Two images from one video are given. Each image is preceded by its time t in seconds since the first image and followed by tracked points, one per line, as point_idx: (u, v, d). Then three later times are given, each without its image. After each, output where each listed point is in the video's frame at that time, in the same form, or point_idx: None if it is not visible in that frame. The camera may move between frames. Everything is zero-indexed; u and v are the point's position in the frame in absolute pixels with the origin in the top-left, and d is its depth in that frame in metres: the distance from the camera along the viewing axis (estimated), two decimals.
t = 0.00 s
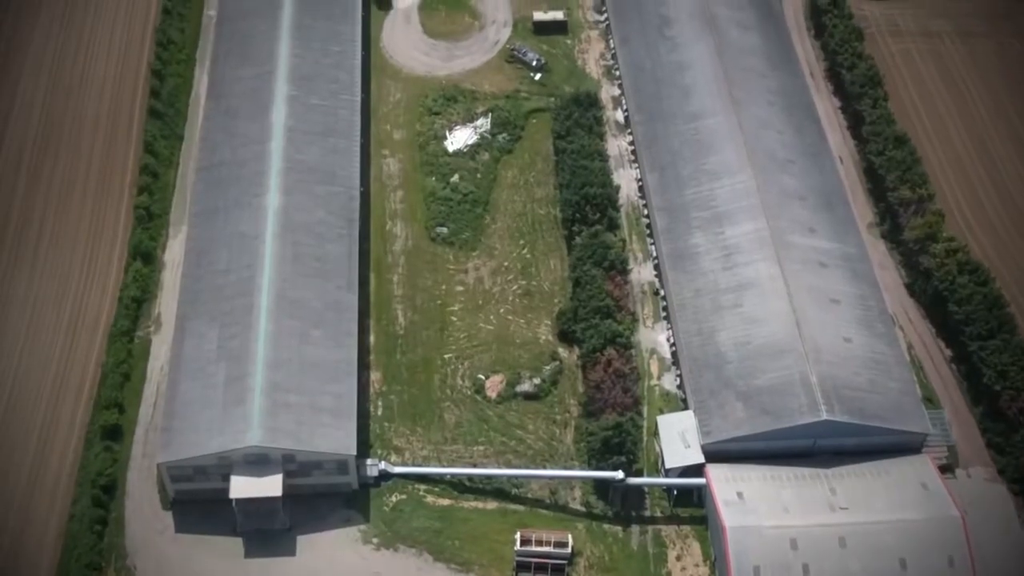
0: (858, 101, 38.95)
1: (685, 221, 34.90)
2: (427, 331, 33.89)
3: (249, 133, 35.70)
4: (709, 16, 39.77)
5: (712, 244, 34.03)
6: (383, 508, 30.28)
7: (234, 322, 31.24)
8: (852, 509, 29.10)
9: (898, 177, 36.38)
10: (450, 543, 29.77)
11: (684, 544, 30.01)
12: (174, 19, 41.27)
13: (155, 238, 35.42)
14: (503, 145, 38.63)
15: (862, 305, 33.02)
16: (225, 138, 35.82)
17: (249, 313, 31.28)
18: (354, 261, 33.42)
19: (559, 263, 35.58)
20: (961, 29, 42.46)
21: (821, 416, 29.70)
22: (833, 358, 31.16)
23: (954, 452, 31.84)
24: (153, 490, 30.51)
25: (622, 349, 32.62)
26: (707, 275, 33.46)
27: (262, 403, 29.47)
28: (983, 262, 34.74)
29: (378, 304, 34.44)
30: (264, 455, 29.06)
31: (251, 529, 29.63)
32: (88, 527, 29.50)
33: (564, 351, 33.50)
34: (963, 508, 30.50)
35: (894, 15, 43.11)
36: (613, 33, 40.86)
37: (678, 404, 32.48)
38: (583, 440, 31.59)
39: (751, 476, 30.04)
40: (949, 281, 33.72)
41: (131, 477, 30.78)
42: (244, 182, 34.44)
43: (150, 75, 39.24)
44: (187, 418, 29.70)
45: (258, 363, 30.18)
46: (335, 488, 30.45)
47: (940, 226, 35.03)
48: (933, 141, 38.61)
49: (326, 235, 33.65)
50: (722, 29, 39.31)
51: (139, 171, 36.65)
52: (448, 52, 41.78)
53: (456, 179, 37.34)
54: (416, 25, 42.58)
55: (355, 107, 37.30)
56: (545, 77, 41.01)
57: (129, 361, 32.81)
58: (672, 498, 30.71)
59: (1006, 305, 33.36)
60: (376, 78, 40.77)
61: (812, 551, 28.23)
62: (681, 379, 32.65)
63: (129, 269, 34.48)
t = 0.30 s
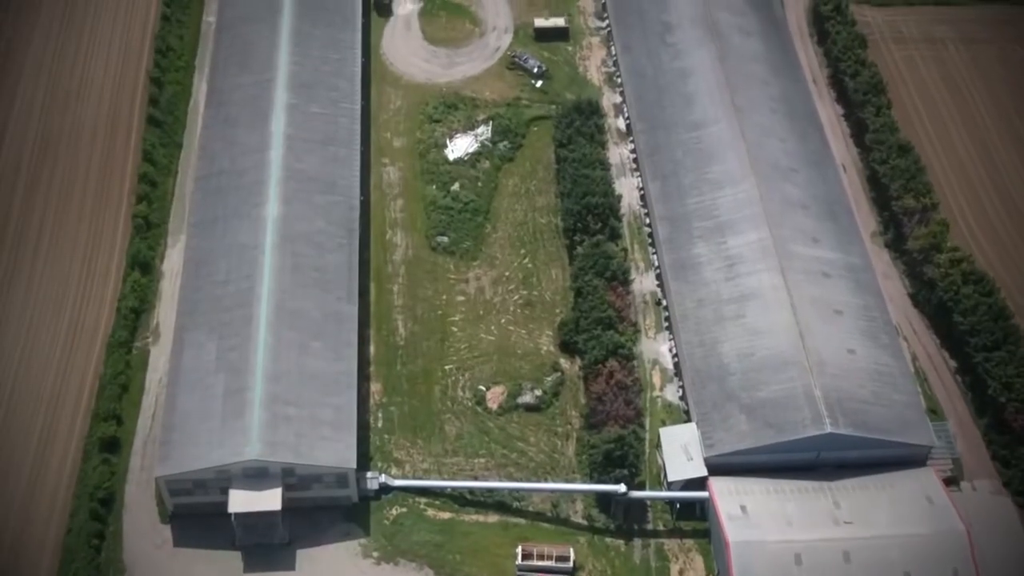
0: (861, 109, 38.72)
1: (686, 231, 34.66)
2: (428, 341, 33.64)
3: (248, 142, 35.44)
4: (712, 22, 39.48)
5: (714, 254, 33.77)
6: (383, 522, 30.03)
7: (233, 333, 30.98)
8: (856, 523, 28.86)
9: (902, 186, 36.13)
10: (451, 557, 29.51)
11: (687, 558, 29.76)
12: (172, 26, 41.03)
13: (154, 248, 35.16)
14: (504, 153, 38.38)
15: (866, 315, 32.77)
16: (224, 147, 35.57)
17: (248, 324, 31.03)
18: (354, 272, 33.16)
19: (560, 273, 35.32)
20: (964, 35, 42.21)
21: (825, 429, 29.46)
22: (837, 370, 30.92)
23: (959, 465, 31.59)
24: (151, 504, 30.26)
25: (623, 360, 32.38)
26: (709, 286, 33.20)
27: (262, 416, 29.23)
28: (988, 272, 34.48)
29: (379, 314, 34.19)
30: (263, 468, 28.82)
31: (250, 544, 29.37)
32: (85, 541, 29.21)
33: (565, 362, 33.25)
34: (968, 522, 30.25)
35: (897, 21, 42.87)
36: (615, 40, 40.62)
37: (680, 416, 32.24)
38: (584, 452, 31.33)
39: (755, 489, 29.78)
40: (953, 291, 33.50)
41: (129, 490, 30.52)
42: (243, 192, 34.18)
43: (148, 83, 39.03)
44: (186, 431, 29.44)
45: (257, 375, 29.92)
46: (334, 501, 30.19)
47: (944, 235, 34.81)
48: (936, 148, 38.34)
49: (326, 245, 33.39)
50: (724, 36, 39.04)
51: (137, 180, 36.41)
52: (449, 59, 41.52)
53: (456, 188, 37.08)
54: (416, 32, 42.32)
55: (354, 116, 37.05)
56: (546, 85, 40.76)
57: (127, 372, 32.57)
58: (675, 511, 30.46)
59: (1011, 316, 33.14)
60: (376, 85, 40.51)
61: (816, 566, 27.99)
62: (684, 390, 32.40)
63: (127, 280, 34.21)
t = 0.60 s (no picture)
0: (866, 119, 38.42)
1: (690, 242, 34.34)
2: (429, 355, 33.33)
3: (248, 153, 35.14)
4: (716, 30, 39.16)
5: (718, 266, 33.47)
6: (384, 538, 29.73)
7: (233, 347, 30.68)
8: (862, 541, 28.60)
9: (907, 197, 35.83)
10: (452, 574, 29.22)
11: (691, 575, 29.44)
12: (172, 34, 40.73)
13: (152, 260, 34.87)
14: (506, 162, 38.07)
15: (871, 329, 32.47)
16: (223, 157, 35.26)
17: (247, 339, 30.73)
18: (355, 284, 32.85)
19: (563, 284, 35.02)
20: (969, 43, 41.93)
21: (830, 445, 29.18)
22: (843, 385, 30.62)
23: (965, 480, 31.27)
24: (149, 521, 29.97)
25: (627, 375, 32.15)
26: (713, 299, 32.90)
27: (261, 432, 28.93)
28: (994, 284, 34.18)
29: (379, 327, 33.88)
30: (263, 485, 28.52)
31: (249, 561, 29.07)
32: (82, 559, 28.93)
33: (567, 376, 32.96)
34: (975, 538, 29.96)
35: (901, 29, 42.59)
36: (617, 48, 40.35)
37: (684, 430, 31.94)
38: (587, 468, 31.02)
39: (759, 506, 29.49)
40: (959, 304, 33.21)
41: (127, 506, 30.24)
42: (243, 203, 33.87)
43: (147, 93, 38.72)
44: (185, 447, 29.13)
45: (256, 390, 29.62)
46: (334, 517, 29.88)
47: (950, 247, 34.52)
48: (941, 157, 38.03)
49: (327, 258, 33.07)
50: (728, 45, 38.74)
51: (136, 190, 36.12)
52: (450, 67, 41.21)
53: (457, 199, 36.77)
54: (417, 40, 42.02)
55: (355, 126, 36.76)
56: (548, 93, 40.47)
57: (126, 387, 32.28)
58: (678, 528, 30.16)
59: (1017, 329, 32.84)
60: (376, 94, 40.20)
61: None
62: (687, 405, 32.10)
63: (126, 292, 33.94)
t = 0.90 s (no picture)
0: (869, 127, 38.20)
1: (693, 252, 34.10)
2: (430, 366, 33.08)
3: (247, 162, 34.88)
4: (718, 37, 38.88)
5: (721, 277, 33.22)
6: (385, 553, 29.49)
7: (232, 360, 30.41)
8: (867, 556, 28.37)
9: (911, 207, 35.57)
10: None
11: None
12: (171, 40, 40.47)
13: (151, 270, 34.61)
14: (507, 171, 37.80)
15: (876, 340, 32.20)
16: (222, 167, 35.00)
17: (246, 351, 30.46)
18: (355, 295, 32.60)
19: (564, 295, 34.78)
20: (973, 50, 41.71)
21: (835, 459, 28.91)
22: (847, 398, 30.36)
23: (971, 494, 31.00)
24: (148, 535, 29.75)
25: (629, 387, 31.88)
26: (716, 310, 32.65)
27: (260, 445, 28.66)
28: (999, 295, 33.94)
29: (379, 338, 33.63)
30: (262, 500, 28.26)
31: None
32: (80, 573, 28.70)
33: (569, 387, 32.72)
34: (981, 552, 29.69)
35: (904, 36, 42.36)
36: (619, 55, 40.12)
37: (687, 443, 31.72)
38: (589, 481, 30.80)
39: (763, 520, 29.25)
40: (964, 315, 32.94)
41: (125, 520, 30.02)
42: (242, 213, 33.61)
43: (146, 101, 38.40)
44: (183, 461, 28.86)
45: (256, 403, 29.35)
46: (334, 531, 29.63)
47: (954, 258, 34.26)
48: (945, 166, 37.78)
49: (326, 268, 32.80)
50: (731, 53, 38.48)
51: (135, 200, 35.88)
52: (450, 74, 40.96)
53: (458, 209, 36.51)
54: (418, 47, 41.78)
55: (356, 134, 36.51)
56: (550, 101, 40.22)
57: (124, 399, 32.02)
58: (681, 542, 29.92)
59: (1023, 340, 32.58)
60: (377, 102, 39.94)
61: None
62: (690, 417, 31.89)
63: (124, 303, 33.68)
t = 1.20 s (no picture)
0: (873, 137, 37.92)
1: (696, 265, 33.78)
2: (431, 380, 32.78)
3: (247, 173, 34.60)
4: (722, 45, 38.55)
5: (724, 289, 32.92)
6: (385, 570, 29.20)
7: (231, 375, 30.11)
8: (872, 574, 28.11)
9: (916, 218, 35.28)
10: None
11: None
12: (170, 49, 40.22)
13: (149, 282, 34.41)
14: (509, 181, 37.49)
15: (881, 354, 31.90)
16: (221, 178, 34.73)
17: (245, 366, 30.17)
18: (355, 309, 32.31)
19: (566, 307, 34.48)
20: (978, 59, 41.45)
21: (841, 476, 28.58)
22: (853, 413, 30.06)
23: (977, 510, 30.70)
24: (146, 553, 29.50)
25: (632, 402, 31.43)
26: (719, 323, 32.35)
27: (260, 462, 28.35)
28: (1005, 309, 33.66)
29: (379, 351, 33.33)
30: (262, 517, 27.97)
31: None
32: None
33: (571, 402, 32.45)
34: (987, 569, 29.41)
35: (909, 44, 42.08)
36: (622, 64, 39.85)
37: (690, 458, 31.42)
38: (592, 497, 30.53)
39: (768, 537, 28.95)
40: (970, 328, 32.66)
41: (123, 537, 29.79)
42: (241, 226, 33.33)
43: (145, 111, 38.12)
44: (182, 478, 28.57)
45: (256, 419, 29.07)
46: (334, 549, 29.35)
47: (960, 270, 33.98)
48: (951, 176, 37.47)
49: (327, 282, 32.51)
50: (734, 62, 38.17)
51: (134, 212, 35.60)
52: (451, 83, 40.69)
53: (460, 219, 36.20)
54: (418, 55, 41.51)
55: (356, 145, 36.24)
56: (552, 110, 39.94)
57: (121, 413, 31.74)
58: (685, 559, 29.65)
59: None
60: (377, 111, 39.64)
61: None
62: (693, 431, 31.62)
63: (122, 315, 33.41)
